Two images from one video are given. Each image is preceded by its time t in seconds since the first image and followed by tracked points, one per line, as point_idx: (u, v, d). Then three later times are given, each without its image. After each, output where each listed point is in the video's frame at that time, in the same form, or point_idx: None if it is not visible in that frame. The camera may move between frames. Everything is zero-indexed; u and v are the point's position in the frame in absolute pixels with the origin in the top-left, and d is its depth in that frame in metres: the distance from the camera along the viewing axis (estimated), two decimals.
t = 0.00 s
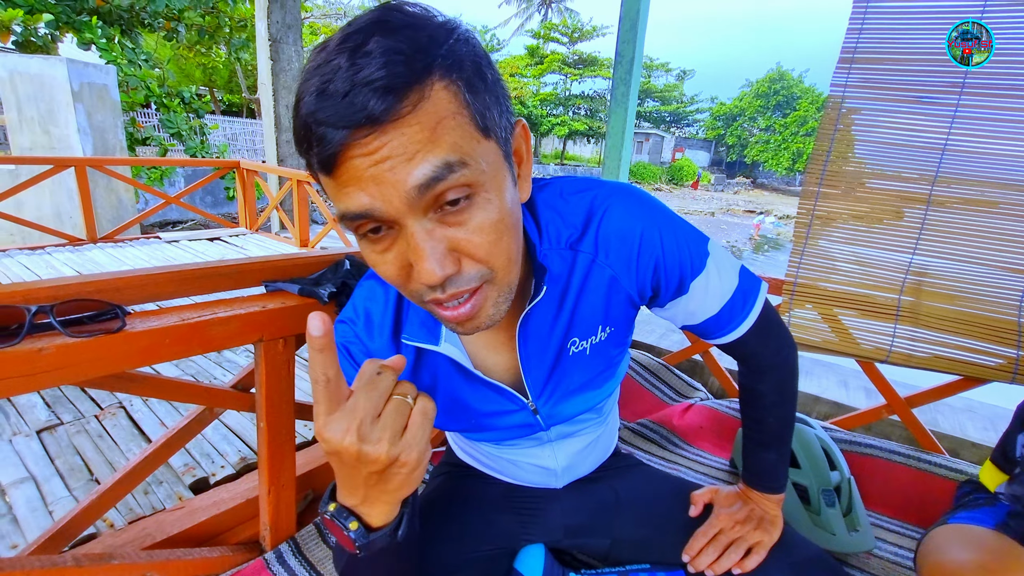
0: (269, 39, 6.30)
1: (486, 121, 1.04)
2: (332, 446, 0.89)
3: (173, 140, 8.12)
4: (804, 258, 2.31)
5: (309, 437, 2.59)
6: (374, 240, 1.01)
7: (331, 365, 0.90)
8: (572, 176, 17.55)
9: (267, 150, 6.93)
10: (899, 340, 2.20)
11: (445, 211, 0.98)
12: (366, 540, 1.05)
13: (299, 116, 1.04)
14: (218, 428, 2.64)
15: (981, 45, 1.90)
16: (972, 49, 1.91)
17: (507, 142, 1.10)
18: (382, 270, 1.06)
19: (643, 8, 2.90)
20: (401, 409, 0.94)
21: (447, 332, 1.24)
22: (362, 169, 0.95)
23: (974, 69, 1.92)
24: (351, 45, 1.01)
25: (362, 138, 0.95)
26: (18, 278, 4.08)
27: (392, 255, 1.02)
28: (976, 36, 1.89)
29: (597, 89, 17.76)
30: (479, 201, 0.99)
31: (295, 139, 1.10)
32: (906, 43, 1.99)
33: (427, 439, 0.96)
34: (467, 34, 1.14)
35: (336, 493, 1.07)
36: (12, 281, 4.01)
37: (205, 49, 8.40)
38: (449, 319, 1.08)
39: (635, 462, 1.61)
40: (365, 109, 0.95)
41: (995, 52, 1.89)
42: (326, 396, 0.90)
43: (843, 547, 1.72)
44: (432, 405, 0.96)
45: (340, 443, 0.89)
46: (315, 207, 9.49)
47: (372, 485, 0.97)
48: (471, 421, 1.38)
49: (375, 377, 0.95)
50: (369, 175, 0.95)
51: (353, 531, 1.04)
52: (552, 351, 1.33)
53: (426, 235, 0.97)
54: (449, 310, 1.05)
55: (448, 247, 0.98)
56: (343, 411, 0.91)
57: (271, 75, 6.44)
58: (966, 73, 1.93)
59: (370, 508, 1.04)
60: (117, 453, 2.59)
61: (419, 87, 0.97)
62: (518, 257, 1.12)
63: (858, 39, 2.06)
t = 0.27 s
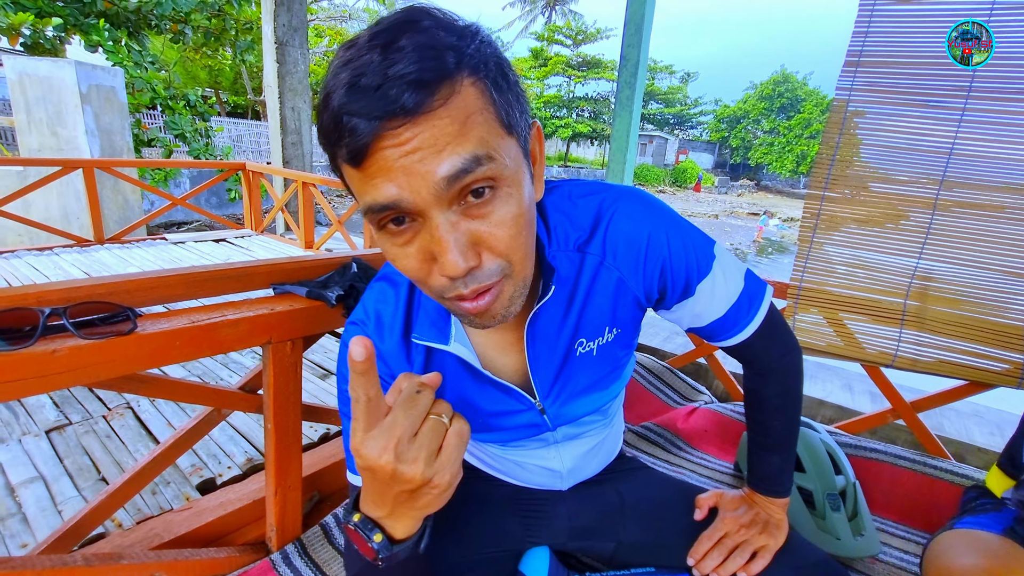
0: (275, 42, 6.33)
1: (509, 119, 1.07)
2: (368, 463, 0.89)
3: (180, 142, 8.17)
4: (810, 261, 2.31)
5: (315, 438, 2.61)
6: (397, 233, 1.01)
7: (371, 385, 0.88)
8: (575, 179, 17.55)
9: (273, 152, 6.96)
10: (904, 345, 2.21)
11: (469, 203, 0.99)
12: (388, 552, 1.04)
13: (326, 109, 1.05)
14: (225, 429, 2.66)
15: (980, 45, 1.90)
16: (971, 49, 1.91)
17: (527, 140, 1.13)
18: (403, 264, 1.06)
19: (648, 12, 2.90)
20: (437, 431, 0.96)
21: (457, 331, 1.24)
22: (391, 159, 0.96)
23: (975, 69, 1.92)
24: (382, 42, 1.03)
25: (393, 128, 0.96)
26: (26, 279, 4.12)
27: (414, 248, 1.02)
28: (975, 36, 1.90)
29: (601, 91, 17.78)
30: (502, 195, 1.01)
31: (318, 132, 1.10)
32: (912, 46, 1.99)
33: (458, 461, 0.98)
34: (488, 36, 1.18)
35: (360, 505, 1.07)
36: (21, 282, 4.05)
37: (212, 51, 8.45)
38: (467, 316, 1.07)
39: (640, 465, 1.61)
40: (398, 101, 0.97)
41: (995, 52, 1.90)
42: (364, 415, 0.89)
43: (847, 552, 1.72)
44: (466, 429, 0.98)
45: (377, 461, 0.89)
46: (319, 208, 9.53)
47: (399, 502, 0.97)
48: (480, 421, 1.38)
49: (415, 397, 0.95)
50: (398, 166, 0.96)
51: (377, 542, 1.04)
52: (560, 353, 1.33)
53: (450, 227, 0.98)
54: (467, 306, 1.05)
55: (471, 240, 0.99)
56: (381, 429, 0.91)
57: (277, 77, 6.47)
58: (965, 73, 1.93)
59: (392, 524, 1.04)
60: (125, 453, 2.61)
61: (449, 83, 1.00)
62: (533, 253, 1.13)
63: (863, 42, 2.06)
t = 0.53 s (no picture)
0: (279, 43, 6.34)
1: (526, 116, 1.08)
2: (392, 467, 0.89)
3: (184, 143, 8.20)
4: (815, 262, 2.31)
5: (318, 438, 2.61)
6: (412, 228, 1.02)
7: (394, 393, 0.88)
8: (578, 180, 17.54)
9: (277, 153, 6.98)
10: (910, 347, 2.20)
11: (485, 199, 0.99)
12: (405, 552, 1.04)
13: (343, 104, 1.05)
14: (228, 428, 2.66)
15: (981, 45, 1.90)
16: (973, 50, 1.91)
17: (541, 137, 1.14)
18: (418, 260, 1.05)
19: (652, 12, 2.90)
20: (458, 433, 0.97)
21: (465, 329, 1.24)
22: (411, 154, 0.96)
23: (976, 69, 1.92)
24: (401, 38, 1.03)
25: (412, 123, 0.96)
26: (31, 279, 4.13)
27: (430, 243, 1.02)
28: (976, 36, 1.89)
29: (604, 93, 17.78)
30: (518, 190, 1.01)
31: (334, 127, 1.10)
32: (919, 46, 1.97)
33: (478, 463, 0.99)
34: (503, 32, 1.18)
35: (376, 506, 1.07)
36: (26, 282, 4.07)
37: (216, 52, 8.48)
38: (481, 313, 1.07)
39: (644, 466, 1.60)
40: (418, 96, 0.97)
41: (994, 52, 1.89)
42: (386, 421, 0.90)
43: (854, 554, 1.71)
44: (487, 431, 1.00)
45: (400, 465, 0.89)
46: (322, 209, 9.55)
47: (418, 503, 0.98)
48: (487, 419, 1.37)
49: (437, 400, 0.96)
50: (417, 160, 0.96)
51: (393, 542, 1.03)
52: (567, 350, 1.32)
53: (467, 222, 0.98)
54: (483, 303, 1.05)
55: (488, 236, 0.99)
56: (403, 433, 0.91)
57: (281, 79, 6.49)
58: (967, 72, 1.92)
59: (410, 525, 1.04)
60: (129, 452, 2.62)
61: (469, 79, 1.00)
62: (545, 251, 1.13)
63: (869, 43, 2.05)
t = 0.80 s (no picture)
0: (282, 45, 6.36)
1: (531, 115, 1.08)
2: (410, 496, 0.88)
3: (187, 144, 8.23)
4: (818, 264, 2.30)
5: (319, 439, 2.61)
6: (416, 226, 1.01)
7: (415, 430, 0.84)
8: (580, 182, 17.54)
9: (279, 154, 6.99)
10: (914, 349, 2.19)
11: (490, 198, 0.99)
12: (418, 569, 1.03)
13: (349, 101, 1.04)
14: (230, 429, 2.66)
15: (981, 45, 1.89)
16: (973, 50, 1.90)
17: (545, 134, 1.13)
18: (421, 258, 1.04)
19: (655, 14, 2.90)
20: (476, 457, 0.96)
21: (467, 329, 1.24)
22: (417, 150, 0.96)
23: (976, 69, 1.91)
24: (409, 34, 1.03)
25: (419, 119, 0.96)
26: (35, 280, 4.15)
27: (434, 241, 1.01)
28: (976, 36, 1.89)
29: (606, 95, 17.79)
30: (523, 188, 1.01)
31: (339, 124, 1.09)
32: (922, 47, 1.97)
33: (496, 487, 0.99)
34: (509, 30, 1.18)
35: (389, 521, 1.05)
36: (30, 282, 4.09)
37: (219, 54, 8.51)
38: (484, 312, 1.07)
39: (646, 468, 1.59)
40: (426, 93, 0.97)
41: (995, 52, 1.88)
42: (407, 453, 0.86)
43: (857, 558, 1.69)
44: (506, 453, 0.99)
45: (419, 494, 0.88)
46: (325, 210, 9.56)
47: (433, 525, 0.98)
48: (489, 420, 1.37)
49: (456, 428, 0.92)
50: (423, 157, 0.95)
51: (406, 560, 1.02)
52: (569, 351, 1.32)
53: (472, 220, 0.97)
54: (485, 302, 1.05)
55: (493, 234, 0.99)
56: (423, 462, 0.89)
57: (285, 80, 6.51)
58: (968, 73, 1.92)
59: (423, 541, 1.03)
60: (130, 453, 2.62)
61: (477, 75, 1.00)
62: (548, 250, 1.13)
63: (873, 44, 2.04)
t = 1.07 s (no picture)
0: (284, 48, 6.37)
1: (534, 106, 1.09)
2: (409, 508, 0.89)
3: (188, 146, 8.24)
4: (819, 265, 2.29)
5: (319, 442, 2.61)
6: (421, 217, 1.00)
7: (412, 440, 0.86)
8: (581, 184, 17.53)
9: (281, 156, 7.00)
10: (916, 352, 2.18)
11: (496, 185, 0.99)
12: None
13: (353, 91, 1.04)
14: (230, 432, 2.66)
15: (981, 45, 1.89)
16: (973, 49, 1.89)
17: (547, 127, 1.14)
18: (424, 251, 1.03)
19: (655, 16, 2.90)
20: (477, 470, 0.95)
21: (468, 332, 1.24)
22: (423, 135, 0.95)
23: (976, 69, 1.90)
24: (414, 25, 1.04)
25: (425, 105, 0.96)
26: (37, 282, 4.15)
27: (439, 232, 1.00)
28: (976, 36, 1.88)
29: (608, 97, 17.80)
30: (528, 176, 1.01)
31: (341, 117, 1.09)
32: (923, 50, 1.96)
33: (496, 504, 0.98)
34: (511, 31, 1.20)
35: (390, 530, 1.05)
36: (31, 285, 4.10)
37: (221, 57, 8.53)
38: (489, 304, 1.06)
39: (647, 472, 1.59)
40: (433, 78, 0.97)
41: (994, 52, 1.88)
42: (406, 465, 0.87)
43: (859, 562, 1.69)
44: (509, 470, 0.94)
45: (417, 507, 0.89)
46: (326, 212, 9.58)
47: (434, 536, 0.98)
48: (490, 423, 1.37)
49: (455, 440, 0.93)
50: (429, 142, 0.95)
51: (406, 570, 1.01)
52: (570, 354, 1.32)
53: (479, 207, 0.97)
54: (491, 292, 1.04)
55: (499, 222, 0.98)
56: (422, 475, 0.89)
57: (286, 83, 6.53)
58: (967, 73, 1.91)
59: (424, 551, 1.03)
60: (131, 455, 2.62)
61: (482, 63, 1.01)
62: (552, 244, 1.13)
63: (873, 47, 2.04)
